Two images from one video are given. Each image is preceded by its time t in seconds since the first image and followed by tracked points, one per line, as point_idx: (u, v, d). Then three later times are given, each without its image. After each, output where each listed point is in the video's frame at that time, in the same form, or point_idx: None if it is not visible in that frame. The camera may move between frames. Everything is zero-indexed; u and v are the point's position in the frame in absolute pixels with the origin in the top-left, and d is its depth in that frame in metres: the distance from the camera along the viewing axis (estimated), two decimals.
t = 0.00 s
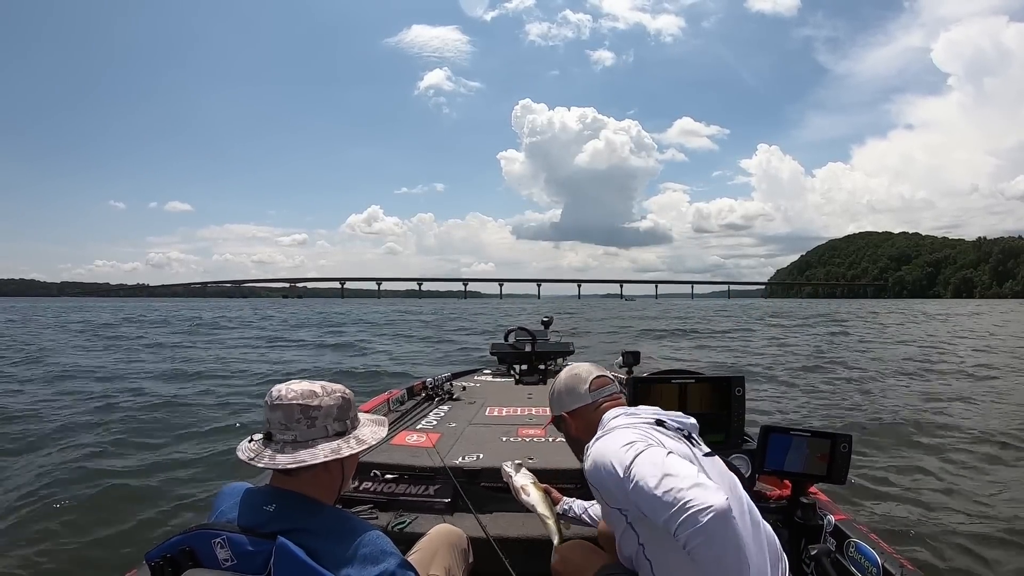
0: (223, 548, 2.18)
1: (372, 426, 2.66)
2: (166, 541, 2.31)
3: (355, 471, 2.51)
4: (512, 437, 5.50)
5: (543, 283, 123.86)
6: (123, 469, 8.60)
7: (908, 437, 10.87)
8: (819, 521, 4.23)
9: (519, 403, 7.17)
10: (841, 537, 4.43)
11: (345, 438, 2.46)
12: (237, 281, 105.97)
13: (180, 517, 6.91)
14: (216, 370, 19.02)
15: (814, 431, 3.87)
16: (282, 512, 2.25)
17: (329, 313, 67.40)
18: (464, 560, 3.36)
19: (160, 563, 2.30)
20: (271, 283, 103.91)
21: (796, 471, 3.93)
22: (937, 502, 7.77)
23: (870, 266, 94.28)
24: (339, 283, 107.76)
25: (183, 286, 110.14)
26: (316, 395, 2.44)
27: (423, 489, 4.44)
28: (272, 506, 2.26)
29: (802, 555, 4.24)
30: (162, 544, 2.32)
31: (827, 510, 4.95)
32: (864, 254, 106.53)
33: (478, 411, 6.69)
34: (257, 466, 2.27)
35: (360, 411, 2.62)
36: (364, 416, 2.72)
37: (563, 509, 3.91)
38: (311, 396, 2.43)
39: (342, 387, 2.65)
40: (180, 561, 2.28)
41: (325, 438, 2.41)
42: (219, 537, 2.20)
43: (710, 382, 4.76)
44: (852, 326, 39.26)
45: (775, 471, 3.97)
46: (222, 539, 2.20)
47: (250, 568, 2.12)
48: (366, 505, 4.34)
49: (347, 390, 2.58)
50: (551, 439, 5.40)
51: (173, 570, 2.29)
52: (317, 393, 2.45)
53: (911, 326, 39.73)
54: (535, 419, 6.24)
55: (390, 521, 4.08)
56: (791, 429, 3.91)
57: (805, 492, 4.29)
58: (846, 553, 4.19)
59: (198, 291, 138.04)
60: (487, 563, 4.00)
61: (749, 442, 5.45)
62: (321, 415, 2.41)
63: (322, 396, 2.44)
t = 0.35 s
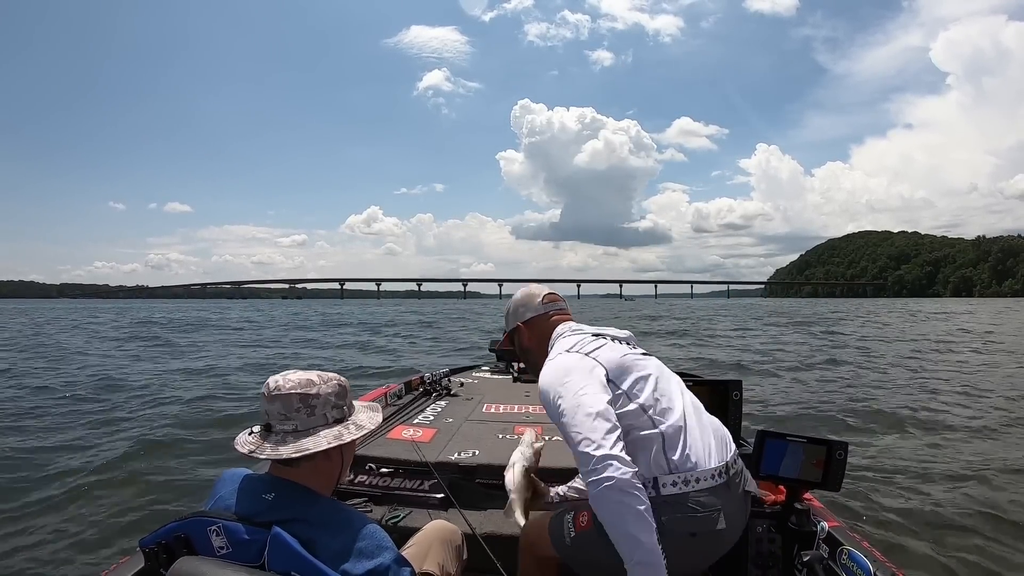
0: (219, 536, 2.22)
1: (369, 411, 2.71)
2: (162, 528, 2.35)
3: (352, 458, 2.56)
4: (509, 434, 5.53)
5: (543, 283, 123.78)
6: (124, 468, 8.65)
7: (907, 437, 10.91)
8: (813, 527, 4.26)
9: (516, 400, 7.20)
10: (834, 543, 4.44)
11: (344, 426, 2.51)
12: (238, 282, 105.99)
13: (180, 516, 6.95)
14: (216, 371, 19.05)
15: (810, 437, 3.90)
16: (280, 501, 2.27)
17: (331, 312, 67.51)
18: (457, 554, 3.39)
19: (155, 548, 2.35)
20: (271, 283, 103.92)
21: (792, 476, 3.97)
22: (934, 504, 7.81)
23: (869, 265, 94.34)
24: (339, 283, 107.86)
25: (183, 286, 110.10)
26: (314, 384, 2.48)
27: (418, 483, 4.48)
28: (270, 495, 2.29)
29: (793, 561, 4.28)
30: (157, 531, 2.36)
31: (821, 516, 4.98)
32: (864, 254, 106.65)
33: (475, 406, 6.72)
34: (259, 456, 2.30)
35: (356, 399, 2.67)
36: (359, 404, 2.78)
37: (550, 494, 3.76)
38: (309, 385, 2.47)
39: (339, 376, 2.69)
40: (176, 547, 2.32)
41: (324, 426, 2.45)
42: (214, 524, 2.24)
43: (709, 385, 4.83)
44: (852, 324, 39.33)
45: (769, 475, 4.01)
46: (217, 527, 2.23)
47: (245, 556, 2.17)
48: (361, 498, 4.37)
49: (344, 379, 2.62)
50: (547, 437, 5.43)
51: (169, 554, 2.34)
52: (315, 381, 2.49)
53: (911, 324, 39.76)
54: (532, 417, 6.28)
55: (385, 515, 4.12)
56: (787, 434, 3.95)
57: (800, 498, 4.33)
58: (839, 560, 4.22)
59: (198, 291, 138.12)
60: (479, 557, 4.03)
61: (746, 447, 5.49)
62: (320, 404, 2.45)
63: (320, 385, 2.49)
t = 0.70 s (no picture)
0: (225, 544, 2.17)
1: (376, 414, 2.69)
2: (166, 539, 2.29)
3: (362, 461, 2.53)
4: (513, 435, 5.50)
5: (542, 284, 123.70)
6: (125, 473, 8.58)
7: (910, 434, 10.86)
8: (817, 522, 4.21)
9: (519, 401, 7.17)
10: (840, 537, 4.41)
11: (354, 432, 2.48)
12: (237, 285, 105.86)
13: (182, 522, 6.89)
14: (216, 373, 18.96)
15: (813, 431, 3.86)
16: (288, 508, 2.23)
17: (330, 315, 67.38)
18: (466, 558, 3.35)
19: (158, 560, 2.28)
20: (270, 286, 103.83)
21: (796, 472, 3.93)
22: (940, 499, 7.75)
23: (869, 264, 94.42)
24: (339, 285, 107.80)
25: (182, 289, 110.12)
26: (325, 391, 2.45)
27: (423, 486, 4.44)
28: (279, 501, 2.24)
29: (800, 556, 4.22)
30: (160, 542, 2.30)
31: (826, 510, 4.98)
32: (863, 253, 106.72)
33: (477, 408, 6.69)
34: (271, 468, 2.25)
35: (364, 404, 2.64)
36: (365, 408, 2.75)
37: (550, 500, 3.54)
38: (319, 393, 2.44)
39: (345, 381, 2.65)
40: (180, 558, 2.26)
41: (335, 432, 2.42)
42: (221, 533, 2.19)
43: (711, 382, 4.79)
44: (852, 324, 39.34)
45: (773, 472, 3.96)
46: (223, 535, 2.18)
47: (253, 563, 2.12)
48: (365, 502, 4.33)
49: (351, 384, 2.59)
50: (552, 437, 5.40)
51: (173, 567, 2.28)
52: (325, 389, 2.46)
53: (911, 323, 39.77)
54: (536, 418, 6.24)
55: (390, 519, 4.07)
56: (790, 430, 3.93)
57: (805, 493, 4.28)
58: (845, 554, 4.19)
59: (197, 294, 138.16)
60: (486, 559, 3.98)
61: (749, 443, 5.44)
62: (330, 411, 2.42)
63: (330, 393, 2.46)
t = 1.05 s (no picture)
0: (228, 553, 2.15)
1: (374, 419, 2.68)
2: (169, 551, 2.27)
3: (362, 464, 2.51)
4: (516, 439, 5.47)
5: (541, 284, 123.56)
6: (125, 471, 8.54)
7: (912, 433, 10.83)
8: (823, 518, 4.20)
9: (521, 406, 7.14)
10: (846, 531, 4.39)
11: (355, 434, 2.47)
12: (236, 284, 105.72)
13: (183, 520, 6.87)
14: (216, 371, 18.93)
15: (816, 427, 3.84)
16: (289, 508, 2.21)
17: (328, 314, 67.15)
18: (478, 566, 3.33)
19: (164, 572, 2.28)
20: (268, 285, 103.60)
21: (800, 468, 3.91)
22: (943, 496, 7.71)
23: (869, 266, 94.45)
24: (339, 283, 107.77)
25: (181, 287, 109.87)
26: (324, 395, 2.45)
27: (428, 492, 4.42)
28: (280, 502, 2.23)
29: (806, 552, 4.24)
30: (163, 555, 2.28)
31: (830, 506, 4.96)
32: (864, 254, 106.67)
33: (479, 413, 6.67)
34: (276, 468, 2.23)
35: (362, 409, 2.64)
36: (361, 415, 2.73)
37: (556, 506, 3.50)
38: (320, 396, 2.44)
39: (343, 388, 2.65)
40: (185, 571, 2.24)
41: (336, 434, 2.40)
42: (222, 543, 2.16)
43: (712, 380, 4.74)
44: (851, 326, 39.32)
45: (777, 470, 3.93)
46: (225, 545, 2.16)
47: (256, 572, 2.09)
48: (369, 509, 4.29)
49: (350, 389, 2.59)
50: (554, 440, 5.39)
51: None
52: (325, 392, 2.46)
53: (909, 325, 39.80)
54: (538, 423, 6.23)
55: (395, 524, 4.01)
56: (793, 426, 3.87)
57: (808, 489, 4.28)
58: (851, 549, 4.11)
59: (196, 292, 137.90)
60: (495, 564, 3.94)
61: (751, 441, 5.42)
62: (331, 413, 2.41)
63: (330, 396, 2.46)
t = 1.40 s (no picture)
0: (219, 549, 2.16)
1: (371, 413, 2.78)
2: (159, 552, 2.28)
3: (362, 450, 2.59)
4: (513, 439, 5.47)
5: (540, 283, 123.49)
6: (123, 467, 8.54)
7: (909, 437, 10.82)
8: (818, 523, 4.19)
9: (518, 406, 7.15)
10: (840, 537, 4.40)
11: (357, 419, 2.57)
12: (235, 280, 105.63)
13: (181, 517, 6.86)
14: (215, 367, 18.93)
15: (813, 433, 3.84)
16: (296, 485, 2.30)
17: (327, 311, 66.98)
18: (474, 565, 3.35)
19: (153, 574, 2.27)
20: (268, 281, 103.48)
21: (795, 473, 3.91)
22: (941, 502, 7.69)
23: (869, 267, 94.41)
24: (339, 280, 107.65)
25: (179, 283, 109.73)
26: (327, 382, 2.55)
27: (423, 491, 4.43)
28: (288, 481, 2.31)
29: (800, 557, 4.21)
30: (153, 556, 2.28)
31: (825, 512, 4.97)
32: (864, 255, 106.55)
33: (477, 413, 6.67)
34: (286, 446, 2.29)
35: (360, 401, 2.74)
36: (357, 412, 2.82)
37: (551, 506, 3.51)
38: (322, 383, 2.54)
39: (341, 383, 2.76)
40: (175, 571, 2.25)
41: (340, 418, 2.48)
42: (213, 539, 2.17)
43: (711, 384, 4.74)
44: (851, 327, 39.28)
45: (773, 474, 3.93)
46: (216, 541, 2.16)
47: (250, 564, 2.11)
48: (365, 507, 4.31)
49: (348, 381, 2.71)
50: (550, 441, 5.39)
51: None
52: (327, 380, 2.57)
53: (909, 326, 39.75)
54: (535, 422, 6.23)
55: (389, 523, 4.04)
56: (790, 431, 3.88)
57: (805, 494, 4.28)
58: (846, 556, 4.15)
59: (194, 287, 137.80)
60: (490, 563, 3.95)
61: (748, 445, 5.42)
62: (335, 397, 2.51)
63: (332, 383, 2.56)
